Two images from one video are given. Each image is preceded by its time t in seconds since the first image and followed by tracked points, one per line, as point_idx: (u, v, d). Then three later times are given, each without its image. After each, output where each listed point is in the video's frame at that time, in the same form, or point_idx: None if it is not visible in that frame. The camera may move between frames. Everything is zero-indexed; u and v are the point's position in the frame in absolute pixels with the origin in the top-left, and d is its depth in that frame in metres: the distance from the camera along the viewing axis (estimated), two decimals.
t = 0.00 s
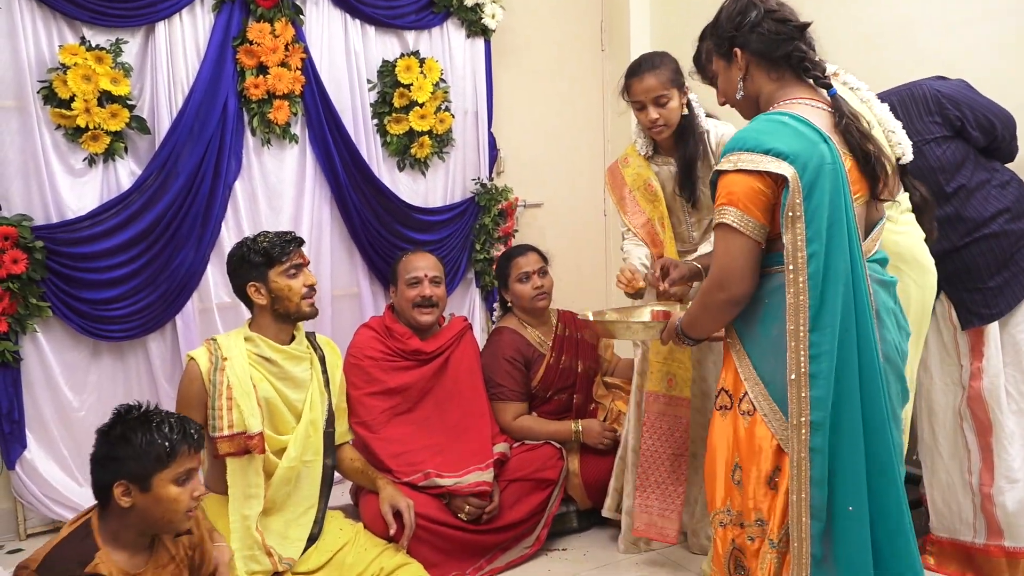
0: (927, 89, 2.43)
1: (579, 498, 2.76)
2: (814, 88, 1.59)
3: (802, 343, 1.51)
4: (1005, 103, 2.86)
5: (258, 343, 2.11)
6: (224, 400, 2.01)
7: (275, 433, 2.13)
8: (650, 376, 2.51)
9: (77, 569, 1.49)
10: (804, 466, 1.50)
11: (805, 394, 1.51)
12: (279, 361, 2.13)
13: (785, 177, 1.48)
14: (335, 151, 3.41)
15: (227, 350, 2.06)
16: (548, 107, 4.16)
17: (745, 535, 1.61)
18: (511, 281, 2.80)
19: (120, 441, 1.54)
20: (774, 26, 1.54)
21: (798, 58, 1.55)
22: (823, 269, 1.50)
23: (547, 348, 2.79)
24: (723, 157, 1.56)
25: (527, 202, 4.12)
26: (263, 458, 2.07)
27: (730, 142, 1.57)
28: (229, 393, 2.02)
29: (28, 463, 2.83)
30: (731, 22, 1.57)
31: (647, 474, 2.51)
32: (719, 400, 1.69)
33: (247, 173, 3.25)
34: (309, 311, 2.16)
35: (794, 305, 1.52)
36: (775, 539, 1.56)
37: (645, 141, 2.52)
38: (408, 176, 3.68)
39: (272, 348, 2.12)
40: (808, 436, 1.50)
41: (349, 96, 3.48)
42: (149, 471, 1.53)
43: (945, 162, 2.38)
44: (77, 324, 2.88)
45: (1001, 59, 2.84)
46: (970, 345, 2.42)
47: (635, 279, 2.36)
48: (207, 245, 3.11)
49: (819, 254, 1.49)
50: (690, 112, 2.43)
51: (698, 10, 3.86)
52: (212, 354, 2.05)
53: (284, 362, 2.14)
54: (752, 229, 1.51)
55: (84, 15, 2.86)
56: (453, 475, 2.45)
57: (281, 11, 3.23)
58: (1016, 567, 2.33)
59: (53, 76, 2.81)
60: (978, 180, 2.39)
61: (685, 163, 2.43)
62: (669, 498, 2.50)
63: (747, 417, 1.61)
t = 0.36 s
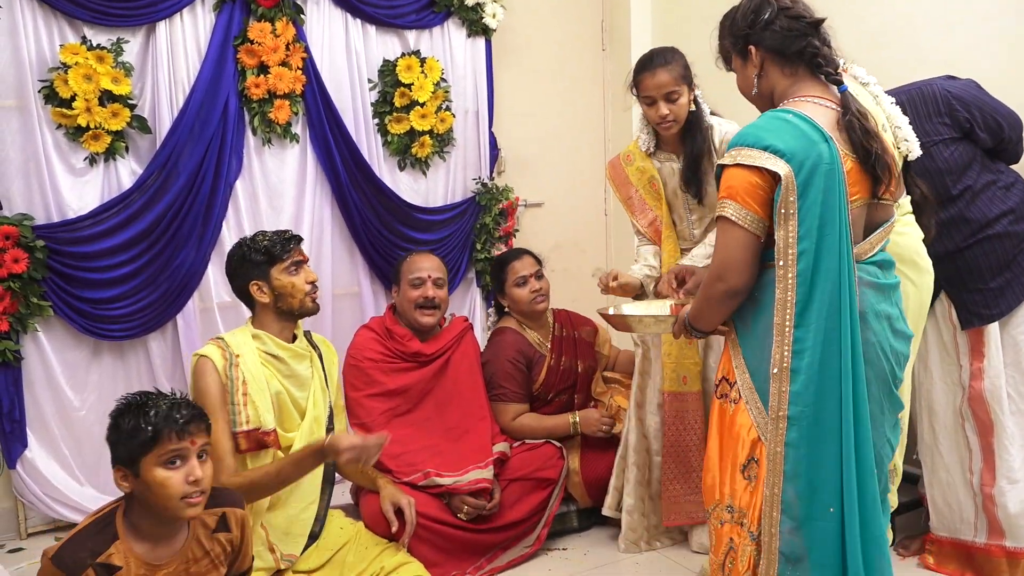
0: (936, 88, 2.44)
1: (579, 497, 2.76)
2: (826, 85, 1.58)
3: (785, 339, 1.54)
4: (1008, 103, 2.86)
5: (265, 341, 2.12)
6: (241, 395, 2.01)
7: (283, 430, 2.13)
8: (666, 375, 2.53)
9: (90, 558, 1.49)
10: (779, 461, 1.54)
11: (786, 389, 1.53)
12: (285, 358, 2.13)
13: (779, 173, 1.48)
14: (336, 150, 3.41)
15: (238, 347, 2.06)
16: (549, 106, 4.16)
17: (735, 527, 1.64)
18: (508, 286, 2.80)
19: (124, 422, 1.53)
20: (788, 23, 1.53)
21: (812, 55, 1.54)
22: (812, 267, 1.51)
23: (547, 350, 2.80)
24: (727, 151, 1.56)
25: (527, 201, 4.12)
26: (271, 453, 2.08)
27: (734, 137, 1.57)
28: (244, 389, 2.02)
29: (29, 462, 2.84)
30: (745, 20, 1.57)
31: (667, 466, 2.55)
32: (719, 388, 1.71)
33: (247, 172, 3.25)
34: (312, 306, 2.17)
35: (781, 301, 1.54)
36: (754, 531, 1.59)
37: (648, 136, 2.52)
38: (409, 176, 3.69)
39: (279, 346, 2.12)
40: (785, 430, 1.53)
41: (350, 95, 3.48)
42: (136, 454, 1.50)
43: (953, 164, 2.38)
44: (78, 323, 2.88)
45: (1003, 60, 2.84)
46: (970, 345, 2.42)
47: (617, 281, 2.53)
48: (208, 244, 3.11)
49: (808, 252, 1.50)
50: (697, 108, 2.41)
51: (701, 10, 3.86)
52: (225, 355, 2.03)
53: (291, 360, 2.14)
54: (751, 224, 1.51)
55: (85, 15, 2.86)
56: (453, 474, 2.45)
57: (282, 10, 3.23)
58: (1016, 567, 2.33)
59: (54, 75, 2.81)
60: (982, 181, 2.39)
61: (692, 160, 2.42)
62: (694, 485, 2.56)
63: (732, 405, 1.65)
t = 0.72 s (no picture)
0: (944, 93, 2.43)
1: (580, 501, 2.77)
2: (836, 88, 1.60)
3: (791, 340, 1.54)
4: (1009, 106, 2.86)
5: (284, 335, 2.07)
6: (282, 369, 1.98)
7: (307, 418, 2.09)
8: (654, 373, 2.54)
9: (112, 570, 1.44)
10: (782, 460, 1.53)
11: (791, 390, 1.53)
12: (298, 355, 2.09)
13: (787, 178, 1.48)
14: (336, 153, 3.41)
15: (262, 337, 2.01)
16: (549, 109, 4.17)
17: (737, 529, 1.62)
18: (500, 295, 2.77)
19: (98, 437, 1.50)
20: (801, 25, 1.53)
21: (824, 57, 1.55)
22: (818, 271, 1.51)
23: (542, 356, 2.79)
24: (737, 153, 1.56)
25: (527, 204, 4.13)
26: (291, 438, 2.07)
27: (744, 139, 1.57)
28: (283, 365, 1.99)
29: (28, 464, 2.84)
30: (758, 22, 1.56)
31: (648, 466, 2.53)
32: (724, 387, 1.70)
33: (248, 175, 3.25)
34: (321, 305, 2.11)
35: (787, 304, 1.53)
36: (755, 529, 1.58)
37: (650, 136, 2.53)
38: (409, 178, 3.69)
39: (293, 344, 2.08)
40: (789, 430, 1.53)
41: (350, 98, 3.48)
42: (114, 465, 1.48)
43: (958, 170, 2.39)
44: (79, 326, 2.88)
45: (1003, 64, 2.85)
46: (971, 349, 2.42)
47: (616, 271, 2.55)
48: (208, 247, 3.11)
49: (814, 256, 1.50)
50: (700, 109, 2.42)
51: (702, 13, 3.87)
52: (255, 342, 1.98)
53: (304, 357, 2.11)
54: (764, 226, 1.51)
55: (86, 18, 2.86)
56: (453, 477, 2.46)
57: (282, 13, 3.23)
58: (1016, 570, 2.35)
59: (54, 78, 2.81)
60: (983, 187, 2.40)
61: (692, 160, 2.42)
62: (673, 487, 2.52)
63: (733, 403, 1.65)
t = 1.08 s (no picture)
0: (948, 94, 2.42)
1: (581, 502, 2.76)
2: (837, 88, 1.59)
3: (797, 339, 1.54)
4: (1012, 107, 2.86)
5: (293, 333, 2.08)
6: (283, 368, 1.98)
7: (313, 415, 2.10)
8: (663, 367, 2.51)
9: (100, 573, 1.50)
10: (789, 458, 1.53)
11: (796, 390, 1.53)
12: (305, 356, 2.09)
13: (792, 175, 1.48)
14: (337, 154, 3.41)
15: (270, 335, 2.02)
16: (549, 109, 4.17)
17: (742, 531, 1.62)
18: (510, 291, 2.77)
19: (113, 439, 1.54)
20: (801, 26, 1.54)
21: (824, 59, 1.55)
22: (823, 270, 1.51)
23: (545, 355, 2.79)
24: (740, 153, 1.56)
25: (527, 205, 4.13)
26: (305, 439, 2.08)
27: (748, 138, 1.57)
28: (286, 364, 1.99)
29: (29, 466, 2.84)
30: (757, 24, 1.56)
31: (659, 461, 2.52)
32: (727, 388, 1.71)
33: (248, 176, 3.25)
34: (330, 306, 2.10)
35: (793, 302, 1.53)
36: (757, 531, 1.58)
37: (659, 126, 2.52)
38: (410, 179, 3.69)
39: (301, 344, 2.07)
40: (795, 430, 1.53)
41: (351, 99, 3.48)
42: (151, 462, 1.55)
43: (961, 171, 2.38)
44: (79, 327, 2.88)
45: (1004, 65, 2.85)
46: (973, 351, 2.43)
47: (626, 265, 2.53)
48: (209, 248, 3.11)
49: (820, 254, 1.50)
50: (703, 106, 2.42)
51: (703, 15, 3.87)
52: (261, 341, 1.99)
53: (311, 357, 2.11)
54: (768, 224, 1.51)
55: (86, 19, 2.87)
56: (454, 480, 2.45)
57: (283, 14, 3.23)
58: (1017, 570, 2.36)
59: (55, 79, 2.81)
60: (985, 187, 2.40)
61: (696, 159, 2.42)
62: (686, 483, 2.51)
63: (736, 405, 1.65)
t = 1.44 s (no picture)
0: (965, 92, 2.41)
1: (580, 501, 2.76)
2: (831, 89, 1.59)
3: (791, 344, 1.53)
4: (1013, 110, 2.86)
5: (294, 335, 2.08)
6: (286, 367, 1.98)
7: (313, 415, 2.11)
8: (668, 365, 2.51)
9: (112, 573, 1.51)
10: (783, 464, 1.53)
11: (791, 395, 1.52)
12: (308, 357, 2.09)
13: (784, 180, 1.48)
14: (337, 155, 3.42)
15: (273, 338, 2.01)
16: (550, 110, 4.17)
17: (739, 534, 1.62)
18: (517, 288, 2.80)
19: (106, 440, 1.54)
20: (792, 28, 1.54)
21: (822, 59, 1.54)
22: (816, 275, 1.51)
23: (548, 353, 2.81)
24: (733, 157, 1.56)
25: (528, 206, 4.13)
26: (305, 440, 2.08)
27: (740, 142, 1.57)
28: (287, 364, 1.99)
29: (28, 466, 2.84)
30: (749, 26, 1.57)
31: (664, 460, 2.52)
32: (724, 391, 1.70)
33: (249, 176, 3.25)
34: (334, 307, 2.11)
35: (787, 307, 1.53)
36: (754, 536, 1.58)
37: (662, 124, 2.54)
38: (410, 180, 3.69)
39: (302, 344, 2.07)
40: (790, 436, 1.52)
41: (351, 99, 3.49)
42: (146, 458, 1.55)
43: (968, 169, 2.37)
44: (79, 327, 2.88)
45: (1005, 68, 2.85)
46: (969, 352, 2.43)
47: (632, 266, 2.53)
48: (209, 248, 3.11)
49: (813, 259, 1.50)
50: (708, 105, 2.43)
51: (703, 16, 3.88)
52: (263, 340, 1.99)
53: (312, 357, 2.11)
54: (761, 228, 1.51)
55: (87, 19, 2.86)
56: (452, 476, 2.45)
57: (283, 15, 3.23)
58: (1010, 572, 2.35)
59: (55, 79, 2.81)
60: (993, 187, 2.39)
61: (700, 157, 2.41)
62: (691, 482, 2.51)
63: (732, 409, 1.65)
